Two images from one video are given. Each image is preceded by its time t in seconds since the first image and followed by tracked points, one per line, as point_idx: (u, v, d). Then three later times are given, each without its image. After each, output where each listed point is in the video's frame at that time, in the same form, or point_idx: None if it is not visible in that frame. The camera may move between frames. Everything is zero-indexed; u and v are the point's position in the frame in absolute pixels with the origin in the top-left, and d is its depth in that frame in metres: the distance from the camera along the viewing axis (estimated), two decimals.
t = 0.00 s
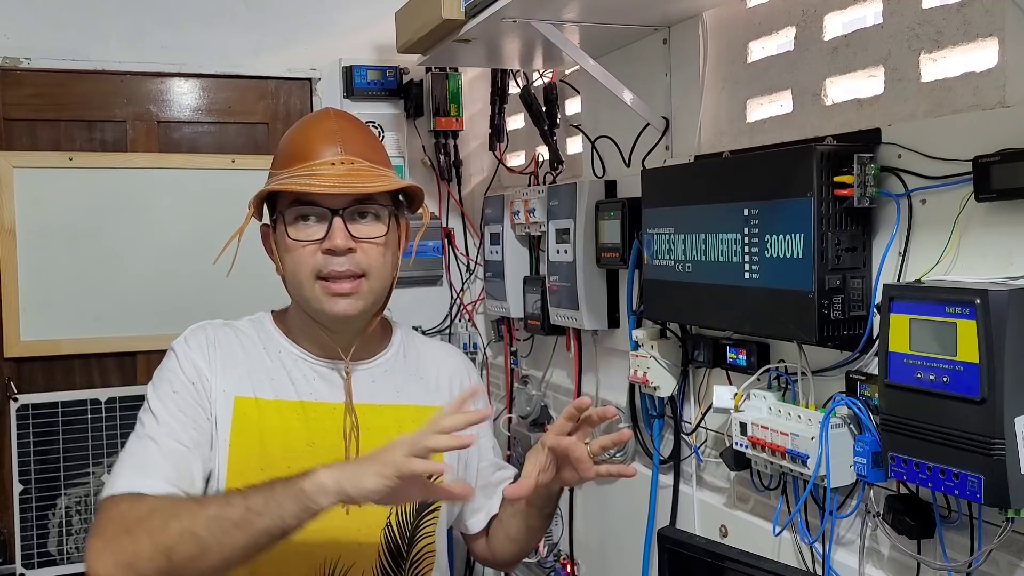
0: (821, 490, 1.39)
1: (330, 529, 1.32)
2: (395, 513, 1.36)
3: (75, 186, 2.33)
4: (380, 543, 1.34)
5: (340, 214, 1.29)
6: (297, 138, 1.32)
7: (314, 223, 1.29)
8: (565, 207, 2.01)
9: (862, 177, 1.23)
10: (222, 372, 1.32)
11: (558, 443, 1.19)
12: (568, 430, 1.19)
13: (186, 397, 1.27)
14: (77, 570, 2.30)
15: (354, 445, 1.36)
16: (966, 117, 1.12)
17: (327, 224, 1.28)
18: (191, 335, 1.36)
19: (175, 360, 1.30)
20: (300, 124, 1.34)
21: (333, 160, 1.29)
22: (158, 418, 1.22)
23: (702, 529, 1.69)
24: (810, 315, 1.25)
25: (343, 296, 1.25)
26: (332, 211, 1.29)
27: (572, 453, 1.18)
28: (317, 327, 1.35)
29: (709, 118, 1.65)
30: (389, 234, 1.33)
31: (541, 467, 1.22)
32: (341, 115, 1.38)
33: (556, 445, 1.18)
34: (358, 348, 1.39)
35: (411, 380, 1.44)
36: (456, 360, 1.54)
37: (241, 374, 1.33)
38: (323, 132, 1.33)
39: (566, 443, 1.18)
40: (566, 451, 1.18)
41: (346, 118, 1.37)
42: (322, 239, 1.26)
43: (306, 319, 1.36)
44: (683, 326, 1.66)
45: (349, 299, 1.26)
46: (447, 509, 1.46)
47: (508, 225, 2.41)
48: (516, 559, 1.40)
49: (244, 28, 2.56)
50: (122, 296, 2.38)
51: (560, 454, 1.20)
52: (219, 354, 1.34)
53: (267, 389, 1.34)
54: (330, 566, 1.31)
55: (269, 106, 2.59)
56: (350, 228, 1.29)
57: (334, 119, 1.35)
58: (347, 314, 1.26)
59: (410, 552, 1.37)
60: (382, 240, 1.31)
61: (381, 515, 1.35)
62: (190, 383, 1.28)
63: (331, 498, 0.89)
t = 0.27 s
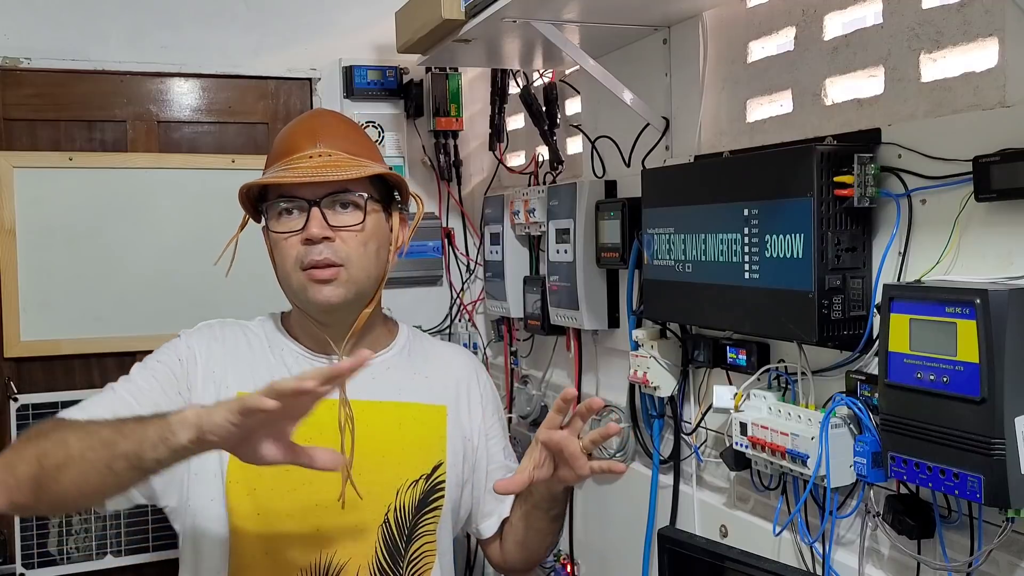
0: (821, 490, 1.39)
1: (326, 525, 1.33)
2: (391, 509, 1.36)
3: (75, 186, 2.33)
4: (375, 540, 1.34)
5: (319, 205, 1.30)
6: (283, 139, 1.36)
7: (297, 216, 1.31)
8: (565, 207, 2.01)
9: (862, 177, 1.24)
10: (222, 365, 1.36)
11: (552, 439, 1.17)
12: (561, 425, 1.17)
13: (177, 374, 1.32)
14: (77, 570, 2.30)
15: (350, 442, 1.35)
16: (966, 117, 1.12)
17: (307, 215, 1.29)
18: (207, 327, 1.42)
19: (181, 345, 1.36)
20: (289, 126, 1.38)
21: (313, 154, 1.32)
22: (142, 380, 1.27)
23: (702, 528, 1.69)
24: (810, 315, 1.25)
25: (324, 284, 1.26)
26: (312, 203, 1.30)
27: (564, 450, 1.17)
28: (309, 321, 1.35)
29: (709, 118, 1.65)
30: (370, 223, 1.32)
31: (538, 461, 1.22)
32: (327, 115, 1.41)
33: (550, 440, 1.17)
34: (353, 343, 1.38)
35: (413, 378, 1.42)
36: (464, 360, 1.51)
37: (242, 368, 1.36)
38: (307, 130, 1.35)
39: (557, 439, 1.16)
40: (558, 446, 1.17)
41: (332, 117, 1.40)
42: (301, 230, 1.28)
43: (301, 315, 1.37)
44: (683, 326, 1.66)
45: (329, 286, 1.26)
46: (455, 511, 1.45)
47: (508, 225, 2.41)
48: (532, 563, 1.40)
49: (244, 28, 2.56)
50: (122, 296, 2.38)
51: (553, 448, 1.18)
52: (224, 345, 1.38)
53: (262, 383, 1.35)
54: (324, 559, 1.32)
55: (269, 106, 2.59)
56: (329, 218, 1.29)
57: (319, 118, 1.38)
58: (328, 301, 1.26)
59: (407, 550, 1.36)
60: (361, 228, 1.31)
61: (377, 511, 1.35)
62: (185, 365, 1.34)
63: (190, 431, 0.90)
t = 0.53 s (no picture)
0: (821, 490, 1.39)
1: (325, 522, 1.32)
2: (390, 506, 1.36)
3: (74, 186, 2.33)
4: (372, 536, 1.34)
5: (301, 199, 1.31)
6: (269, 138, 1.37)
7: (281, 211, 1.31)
8: (565, 206, 2.01)
9: (862, 177, 1.23)
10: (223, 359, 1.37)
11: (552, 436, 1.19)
12: (560, 422, 1.19)
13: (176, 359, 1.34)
14: (77, 570, 2.30)
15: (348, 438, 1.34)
16: (966, 117, 1.12)
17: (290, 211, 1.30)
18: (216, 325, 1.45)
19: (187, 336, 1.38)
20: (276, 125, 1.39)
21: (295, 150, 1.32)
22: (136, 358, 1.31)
23: (702, 528, 1.69)
24: (810, 315, 1.25)
25: (308, 278, 1.26)
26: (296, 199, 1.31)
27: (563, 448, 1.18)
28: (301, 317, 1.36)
29: (709, 118, 1.65)
30: (353, 216, 1.32)
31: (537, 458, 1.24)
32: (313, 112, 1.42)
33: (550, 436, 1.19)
34: (344, 337, 1.37)
35: (414, 376, 1.42)
36: (469, 358, 1.52)
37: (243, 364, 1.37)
38: (291, 127, 1.36)
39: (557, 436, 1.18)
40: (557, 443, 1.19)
41: (317, 114, 1.40)
42: (285, 225, 1.28)
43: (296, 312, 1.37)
44: (683, 326, 1.66)
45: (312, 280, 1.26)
46: (460, 509, 1.46)
47: (508, 225, 2.41)
48: (541, 560, 1.42)
49: (244, 29, 2.56)
50: (122, 296, 2.38)
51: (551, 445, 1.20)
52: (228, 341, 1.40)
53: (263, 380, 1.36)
54: (320, 556, 1.31)
55: (269, 106, 2.59)
56: (311, 213, 1.30)
57: (304, 116, 1.39)
58: (312, 296, 1.26)
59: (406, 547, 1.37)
60: (343, 222, 1.30)
61: (376, 508, 1.35)
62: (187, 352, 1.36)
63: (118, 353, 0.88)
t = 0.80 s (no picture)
0: (821, 490, 1.39)
1: (324, 518, 1.33)
2: (388, 504, 1.35)
3: (74, 185, 2.32)
4: (370, 533, 1.34)
5: (293, 198, 1.31)
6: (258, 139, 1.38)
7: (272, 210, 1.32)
8: (565, 206, 2.01)
9: (862, 177, 1.23)
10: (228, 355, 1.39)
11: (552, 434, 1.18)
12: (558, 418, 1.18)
13: (178, 350, 1.37)
14: (77, 570, 2.30)
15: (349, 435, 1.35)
16: (966, 117, 1.12)
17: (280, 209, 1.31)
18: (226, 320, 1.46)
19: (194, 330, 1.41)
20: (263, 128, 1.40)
21: (282, 150, 1.33)
22: (138, 347, 1.35)
23: (702, 528, 1.69)
24: (810, 315, 1.25)
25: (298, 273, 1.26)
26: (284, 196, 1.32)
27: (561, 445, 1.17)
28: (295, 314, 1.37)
29: (709, 118, 1.65)
30: (342, 211, 1.33)
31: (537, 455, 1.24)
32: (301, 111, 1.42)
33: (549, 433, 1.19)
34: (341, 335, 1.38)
35: (414, 375, 1.42)
36: (474, 356, 1.50)
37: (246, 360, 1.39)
38: (277, 127, 1.37)
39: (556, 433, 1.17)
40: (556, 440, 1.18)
41: (303, 112, 1.41)
42: (275, 223, 1.29)
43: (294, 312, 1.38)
44: (683, 326, 1.66)
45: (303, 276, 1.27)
46: (463, 508, 1.45)
47: (508, 225, 2.41)
48: (548, 557, 1.40)
49: (244, 28, 2.56)
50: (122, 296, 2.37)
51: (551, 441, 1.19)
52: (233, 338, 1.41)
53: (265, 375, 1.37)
54: (319, 552, 1.32)
55: (269, 106, 2.60)
56: (301, 209, 1.31)
57: (290, 115, 1.40)
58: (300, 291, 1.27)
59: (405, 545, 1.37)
60: (333, 218, 1.31)
61: (374, 505, 1.35)
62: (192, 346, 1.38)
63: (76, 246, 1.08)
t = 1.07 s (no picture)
0: (821, 490, 1.39)
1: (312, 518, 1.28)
2: (376, 507, 1.28)
3: (75, 185, 2.32)
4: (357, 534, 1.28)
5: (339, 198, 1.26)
6: (296, 126, 1.31)
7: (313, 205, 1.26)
8: (564, 206, 2.01)
9: (862, 177, 1.23)
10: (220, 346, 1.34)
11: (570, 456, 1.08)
12: (575, 442, 1.08)
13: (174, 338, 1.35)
14: (77, 570, 2.30)
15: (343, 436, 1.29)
16: (966, 117, 1.12)
17: (325, 207, 1.25)
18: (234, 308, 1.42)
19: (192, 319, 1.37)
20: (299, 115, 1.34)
21: (330, 146, 1.28)
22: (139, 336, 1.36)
23: (702, 528, 1.69)
24: (810, 315, 1.25)
25: (337, 276, 1.22)
26: (330, 194, 1.26)
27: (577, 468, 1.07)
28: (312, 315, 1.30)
29: (709, 118, 1.65)
30: (387, 219, 1.29)
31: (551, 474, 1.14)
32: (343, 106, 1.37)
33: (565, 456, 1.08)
34: (356, 337, 1.32)
35: (414, 376, 1.33)
36: (480, 361, 1.40)
37: (240, 352, 1.34)
38: (322, 118, 1.31)
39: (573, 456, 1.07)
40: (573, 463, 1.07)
41: (347, 109, 1.36)
42: (320, 221, 1.24)
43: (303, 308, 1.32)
44: (683, 326, 1.66)
45: (342, 279, 1.23)
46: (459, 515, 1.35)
47: (508, 225, 2.41)
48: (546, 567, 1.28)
49: (244, 28, 2.56)
50: (122, 296, 2.38)
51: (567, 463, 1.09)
52: (229, 328, 1.36)
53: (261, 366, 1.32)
54: (305, 550, 1.28)
55: (269, 106, 2.60)
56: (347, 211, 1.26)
57: (335, 108, 1.34)
58: (337, 293, 1.23)
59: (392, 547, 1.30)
60: (379, 225, 1.27)
61: (362, 509, 1.28)
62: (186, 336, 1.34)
63: None
